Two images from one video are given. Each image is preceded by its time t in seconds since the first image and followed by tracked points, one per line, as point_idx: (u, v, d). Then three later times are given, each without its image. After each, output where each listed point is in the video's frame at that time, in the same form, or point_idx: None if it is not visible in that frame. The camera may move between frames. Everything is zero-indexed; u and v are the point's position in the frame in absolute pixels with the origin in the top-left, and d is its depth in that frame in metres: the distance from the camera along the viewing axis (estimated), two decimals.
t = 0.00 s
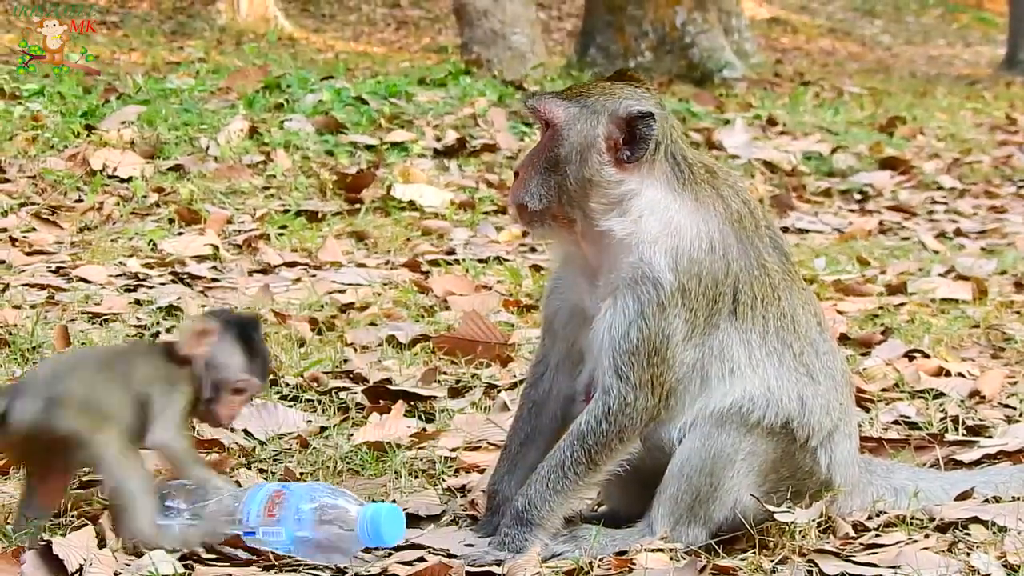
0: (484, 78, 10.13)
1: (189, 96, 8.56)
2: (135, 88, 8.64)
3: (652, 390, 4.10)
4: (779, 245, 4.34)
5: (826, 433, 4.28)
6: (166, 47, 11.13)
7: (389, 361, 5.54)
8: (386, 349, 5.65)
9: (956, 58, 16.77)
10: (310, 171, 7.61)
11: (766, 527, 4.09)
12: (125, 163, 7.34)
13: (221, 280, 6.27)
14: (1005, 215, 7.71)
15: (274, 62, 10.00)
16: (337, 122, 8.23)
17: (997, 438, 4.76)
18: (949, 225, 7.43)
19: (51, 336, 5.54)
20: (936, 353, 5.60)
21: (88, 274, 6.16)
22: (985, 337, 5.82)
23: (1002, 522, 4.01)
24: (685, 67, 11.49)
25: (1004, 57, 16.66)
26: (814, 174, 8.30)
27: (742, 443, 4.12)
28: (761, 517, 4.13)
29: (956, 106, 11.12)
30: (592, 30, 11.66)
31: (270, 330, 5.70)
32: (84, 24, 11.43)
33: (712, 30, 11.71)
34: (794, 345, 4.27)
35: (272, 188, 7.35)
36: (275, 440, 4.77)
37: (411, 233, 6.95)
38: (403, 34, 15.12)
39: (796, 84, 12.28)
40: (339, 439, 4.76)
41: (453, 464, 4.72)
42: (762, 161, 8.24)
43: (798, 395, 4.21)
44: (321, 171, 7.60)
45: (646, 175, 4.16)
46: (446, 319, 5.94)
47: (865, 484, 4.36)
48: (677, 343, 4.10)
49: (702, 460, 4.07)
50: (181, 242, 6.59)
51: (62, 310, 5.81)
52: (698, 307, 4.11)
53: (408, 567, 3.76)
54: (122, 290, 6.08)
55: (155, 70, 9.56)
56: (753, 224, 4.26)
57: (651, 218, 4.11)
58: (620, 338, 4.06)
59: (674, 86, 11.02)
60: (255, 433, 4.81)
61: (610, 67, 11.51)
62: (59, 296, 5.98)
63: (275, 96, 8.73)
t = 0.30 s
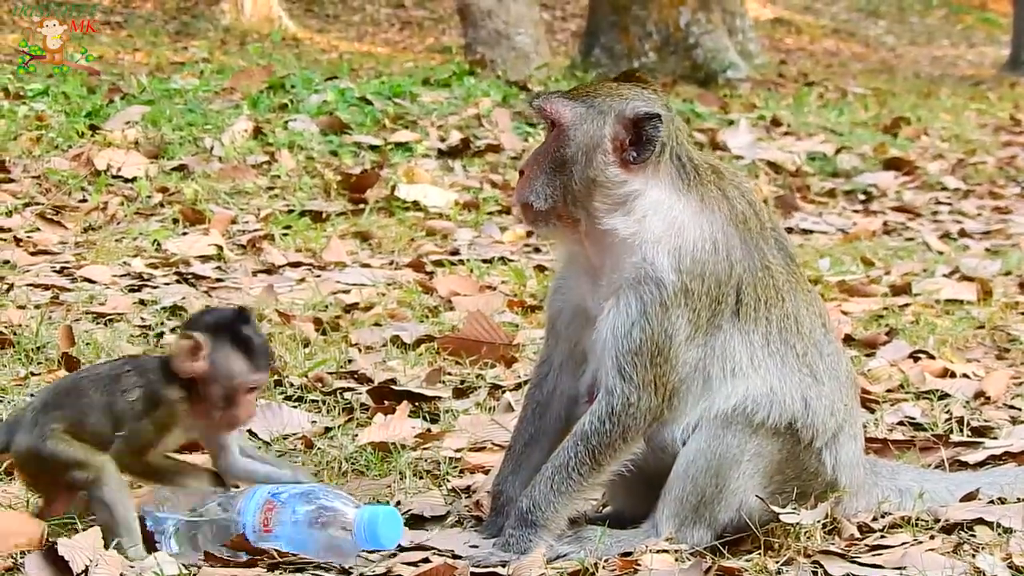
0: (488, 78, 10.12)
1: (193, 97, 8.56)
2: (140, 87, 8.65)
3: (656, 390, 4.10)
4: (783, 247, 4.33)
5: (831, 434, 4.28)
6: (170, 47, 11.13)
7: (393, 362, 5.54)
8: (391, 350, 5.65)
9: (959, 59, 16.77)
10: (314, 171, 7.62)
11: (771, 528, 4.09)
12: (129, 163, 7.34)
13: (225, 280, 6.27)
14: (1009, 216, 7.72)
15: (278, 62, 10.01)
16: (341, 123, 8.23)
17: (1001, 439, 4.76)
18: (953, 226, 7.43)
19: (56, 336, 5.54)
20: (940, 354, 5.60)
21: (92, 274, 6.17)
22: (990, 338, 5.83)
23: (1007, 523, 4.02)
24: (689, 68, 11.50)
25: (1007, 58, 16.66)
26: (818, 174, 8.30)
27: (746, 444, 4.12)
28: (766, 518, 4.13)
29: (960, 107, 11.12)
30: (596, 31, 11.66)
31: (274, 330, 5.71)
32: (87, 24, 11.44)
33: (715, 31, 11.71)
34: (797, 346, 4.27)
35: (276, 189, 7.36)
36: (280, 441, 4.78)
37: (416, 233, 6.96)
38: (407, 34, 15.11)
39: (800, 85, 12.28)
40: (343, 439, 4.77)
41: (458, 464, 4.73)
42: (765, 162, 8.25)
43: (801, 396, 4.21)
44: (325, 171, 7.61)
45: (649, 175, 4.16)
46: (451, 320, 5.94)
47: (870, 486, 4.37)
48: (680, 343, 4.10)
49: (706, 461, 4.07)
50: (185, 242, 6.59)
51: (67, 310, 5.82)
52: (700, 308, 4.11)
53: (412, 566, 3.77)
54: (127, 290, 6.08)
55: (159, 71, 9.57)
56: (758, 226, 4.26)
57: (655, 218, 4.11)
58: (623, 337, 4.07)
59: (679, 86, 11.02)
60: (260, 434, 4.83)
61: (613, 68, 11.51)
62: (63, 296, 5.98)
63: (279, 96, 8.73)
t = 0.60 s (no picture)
0: (492, 79, 10.12)
1: (197, 99, 8.57)
2: (143, 90, 8.66)
3: (659, 392, 4.10)
4: (787, 250, 4.33)
5: (834, 437, 4.29)
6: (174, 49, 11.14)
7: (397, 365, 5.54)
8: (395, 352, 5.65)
9: (963, 61, 16.75)
10: (317, 172, 7.62)
11: (775, 531, 4.08)
12: (133, 165, 7.35)
13: (229, 282, 6.28)
14: (1012, 218, 7.72)
15: (282, 65, 10.01)
16: (345, 124, 8.24)
17: (1005, 442, 4.76)
18: (957, 228, 7.44)
19: (60, 339, 5.55)
20: (944, 357, 5.60)
21: (96, 277, 6.17)
22: (993, 340, 5.82)
23: (1012, 526, 4.00)
24: (692, 69, 11.52)
25: (1012, 60, 16.65)
26: (821, 176, 8.30)
27: (750, 447, 4.13)
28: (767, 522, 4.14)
29: (964, 109, 11.12)
30: (600, 32, 11.66)
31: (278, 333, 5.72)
32: (91, 26, 11.45)
33: (719, 32, 11.71)
34: (800, 349, 4.27)
35: (280, 191, 7.36)
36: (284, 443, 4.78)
37: (420, 236, 6.96)
38: (411, 36, 15.11)
39: (803, 86, 12.28)
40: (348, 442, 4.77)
41: (462, 466, 4.73)
42: (769, 164, 8.25)
43: (804, 398, 4.22)
44: (329, 173, 7.62)
45: (655, 178, 4.16)
46: (454, 322, 5.94)
47: (875, 489, 4.35)
48: (683, 346, 4.11)
49: (709, 463, 4.08)
50: (189, 244, 6.60)
51: (70, 313, 5.82)
52: (704, 311, 4.11)
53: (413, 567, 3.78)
54: (130, 293, 6.09)
55: (162, 73, 9.57)
56: (763, 229, 4.26)
57: (660, 220, 4.11)
58: (625, 340, 4.07)
59: (682, 88, 11.02)
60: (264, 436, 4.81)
61: (617, 69, 11.51)
62: (67, 298, 5.99)
63: (283, 98, 8.74)
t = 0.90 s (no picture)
0: (497, 83, 10.13)
1: (201, 103, 8.59)
2: (148, 94, 8.68)
3: (659, 391, 4.09)
4: (788, 247, 4.33)
5: (836, 433, 4.26)
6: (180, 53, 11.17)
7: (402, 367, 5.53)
8: (399, 353, 5.64)
9: (969, 63, 16.75)
10: (322, 176, 7.63)
11: (778, 529, 4.06)
12: (138, 169, 7.36)
13: (234, 285, 6.28)
14: (1018, 220, 7.71)
15: (287, 69, 10.03)
16: (350, 128, 8.25)
17: (1010, 441, 4.73)
18: (962, 230, 7.43)
19: (64, 341, 5.54)
20: (949, 356, 5.58)
21: (100, 280, 6.17)
22: (998, 340, 5.80)
23: (1015, 525, 3.96)
24: (698, 72, 11.58)
25: (1018, 61, 16.65)
26: (827, 178, 8.29)
27: (752, 445, 4.11)
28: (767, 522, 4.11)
29: (970, 110, 11.11)
30: (605, 36, 11.64)
31: (282, 335, 5.72)
32: (95, 30, 11.46)
33: (725, 36, 11.71)
34: (802, 345, 4.25)
35: (284, 194, 7.37)
36: (288, 445, 4.77)
37: (424, 238, 6.96)
38: (417, 40, 15.13)
39: (809, 89, 12.28)
40: (352, 445, 4.76)
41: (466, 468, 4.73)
42: (774, 165, 8.24)
43: (805, 394, 4.19)
44: (334, 176, 7.63)
45: (666, 177, 4.18)
46: (458, 324, 5.94)
47: (878, 488, 4.33)
48: (683, 345, 4.09)
49: (710, 461, 4.06)
50: (194, 248, 6.60)
51: (75, 316, 5.82)
52: (705, 309, 4.10)
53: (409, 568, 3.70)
54: (135, 296, 6.09)
55: (167, 77, 9.59)
56: (762, 225, 4.26)
57: (666, 220, 4.10)
58: (627, 339, 4.04)
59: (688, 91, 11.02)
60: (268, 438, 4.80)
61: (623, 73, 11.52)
62: (71, 301, 5.98)
63: (288, 101, 8.75)
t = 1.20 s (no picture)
0: (500, 84, 10.14)
1: (205, 103, 8.60)
2: (151, 94, 8.68)
3: (664, 391, 4.06)
4: (790, 242, 4.34)
5: (840, 430, 4.25)
6: (183, 54, 11.18)
7: (405, 366, 5.53)
8: (403, 352, 5.64)
9: (972, 64, 16.76)
10: (325, 176, 7.64)
11: (783, 528, 4.02)
12: (140, 169, 7.37)
13: (237, 285, 6.28)
14: (1021, 220, 7.73)
15: (290, 69, 10.04)
16: (353, 129, 8.26)
17: (1014, 439, 4.73)
18: (965, 230, 7.44)
19: (67, 341, 5.53)
20: (952, 356, 5.58)
21: (103, 279, 6.16)
22: (1002, 339, 5.81)
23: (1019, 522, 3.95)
24: (700, 73, 11.60)
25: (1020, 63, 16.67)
26: (830, 178, 8.31)
27: (756, 442, 4.10)
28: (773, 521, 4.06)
29: (972, 111, 11.12)
30: (608, 37, 11.69)
31: (285, 334, 5.71)
32: (97, 30, 11.44)
33: (728, 36, 11.72)
34: (806, 341, 4.25)
35: (288, 194, 7.38)
36: (291, 443, 4.75)
37: (428, 238, 6.97)
38: (420, 41, 15.13)
39: (812, 90, 12.30)
40: (354, 443, 4.73)
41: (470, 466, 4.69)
42: (777, 165, 8.24)
43: (808, 390, 4.19)
44: (337, 176, 7.64)
45: (677, 176, 4.20)
46: (462, 323, 5.94)
47: (882, 486, 4.32)
48: (689, 343, 4.07)
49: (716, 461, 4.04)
50: (197, 247, 6.60)
51: (78, 315, 5.81)
52: (709, 307, 4.09)
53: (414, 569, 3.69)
54: (138, 296, 6.08)
55: (170, 77, 9.60)
56: (763, 220, 4.26)
57: (672, 218, 4.11)
58: (633, 338, 4.02)
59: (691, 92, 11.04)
60: (271, 437, 4.78)
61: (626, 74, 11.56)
62: (74, 301, 5.97)
63: (290, 102, 8.76)
